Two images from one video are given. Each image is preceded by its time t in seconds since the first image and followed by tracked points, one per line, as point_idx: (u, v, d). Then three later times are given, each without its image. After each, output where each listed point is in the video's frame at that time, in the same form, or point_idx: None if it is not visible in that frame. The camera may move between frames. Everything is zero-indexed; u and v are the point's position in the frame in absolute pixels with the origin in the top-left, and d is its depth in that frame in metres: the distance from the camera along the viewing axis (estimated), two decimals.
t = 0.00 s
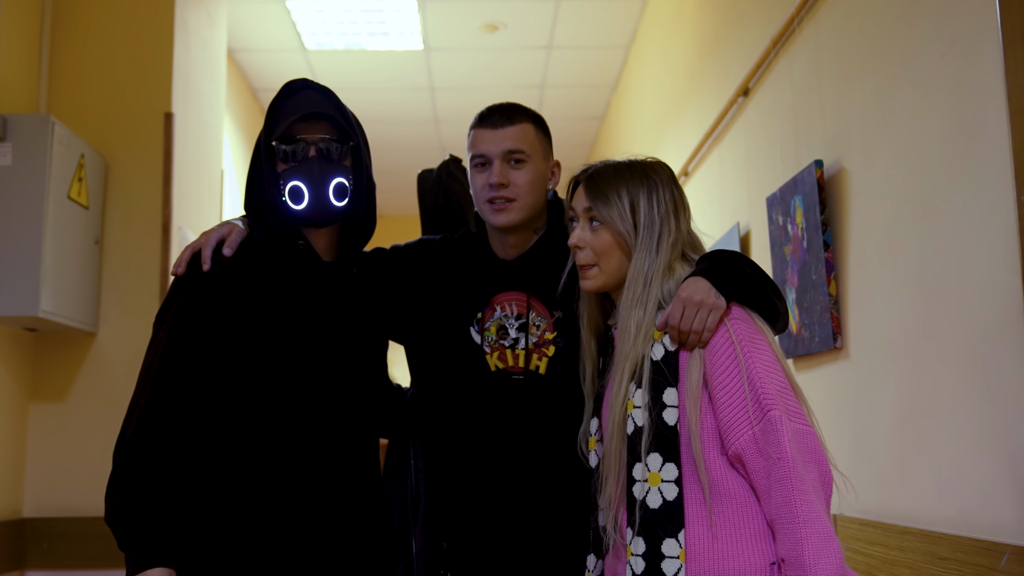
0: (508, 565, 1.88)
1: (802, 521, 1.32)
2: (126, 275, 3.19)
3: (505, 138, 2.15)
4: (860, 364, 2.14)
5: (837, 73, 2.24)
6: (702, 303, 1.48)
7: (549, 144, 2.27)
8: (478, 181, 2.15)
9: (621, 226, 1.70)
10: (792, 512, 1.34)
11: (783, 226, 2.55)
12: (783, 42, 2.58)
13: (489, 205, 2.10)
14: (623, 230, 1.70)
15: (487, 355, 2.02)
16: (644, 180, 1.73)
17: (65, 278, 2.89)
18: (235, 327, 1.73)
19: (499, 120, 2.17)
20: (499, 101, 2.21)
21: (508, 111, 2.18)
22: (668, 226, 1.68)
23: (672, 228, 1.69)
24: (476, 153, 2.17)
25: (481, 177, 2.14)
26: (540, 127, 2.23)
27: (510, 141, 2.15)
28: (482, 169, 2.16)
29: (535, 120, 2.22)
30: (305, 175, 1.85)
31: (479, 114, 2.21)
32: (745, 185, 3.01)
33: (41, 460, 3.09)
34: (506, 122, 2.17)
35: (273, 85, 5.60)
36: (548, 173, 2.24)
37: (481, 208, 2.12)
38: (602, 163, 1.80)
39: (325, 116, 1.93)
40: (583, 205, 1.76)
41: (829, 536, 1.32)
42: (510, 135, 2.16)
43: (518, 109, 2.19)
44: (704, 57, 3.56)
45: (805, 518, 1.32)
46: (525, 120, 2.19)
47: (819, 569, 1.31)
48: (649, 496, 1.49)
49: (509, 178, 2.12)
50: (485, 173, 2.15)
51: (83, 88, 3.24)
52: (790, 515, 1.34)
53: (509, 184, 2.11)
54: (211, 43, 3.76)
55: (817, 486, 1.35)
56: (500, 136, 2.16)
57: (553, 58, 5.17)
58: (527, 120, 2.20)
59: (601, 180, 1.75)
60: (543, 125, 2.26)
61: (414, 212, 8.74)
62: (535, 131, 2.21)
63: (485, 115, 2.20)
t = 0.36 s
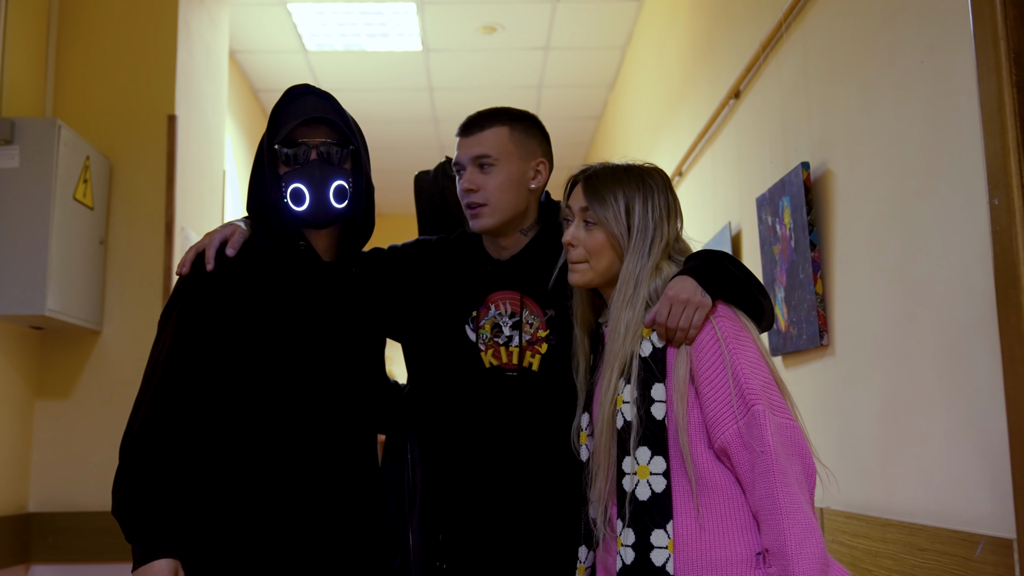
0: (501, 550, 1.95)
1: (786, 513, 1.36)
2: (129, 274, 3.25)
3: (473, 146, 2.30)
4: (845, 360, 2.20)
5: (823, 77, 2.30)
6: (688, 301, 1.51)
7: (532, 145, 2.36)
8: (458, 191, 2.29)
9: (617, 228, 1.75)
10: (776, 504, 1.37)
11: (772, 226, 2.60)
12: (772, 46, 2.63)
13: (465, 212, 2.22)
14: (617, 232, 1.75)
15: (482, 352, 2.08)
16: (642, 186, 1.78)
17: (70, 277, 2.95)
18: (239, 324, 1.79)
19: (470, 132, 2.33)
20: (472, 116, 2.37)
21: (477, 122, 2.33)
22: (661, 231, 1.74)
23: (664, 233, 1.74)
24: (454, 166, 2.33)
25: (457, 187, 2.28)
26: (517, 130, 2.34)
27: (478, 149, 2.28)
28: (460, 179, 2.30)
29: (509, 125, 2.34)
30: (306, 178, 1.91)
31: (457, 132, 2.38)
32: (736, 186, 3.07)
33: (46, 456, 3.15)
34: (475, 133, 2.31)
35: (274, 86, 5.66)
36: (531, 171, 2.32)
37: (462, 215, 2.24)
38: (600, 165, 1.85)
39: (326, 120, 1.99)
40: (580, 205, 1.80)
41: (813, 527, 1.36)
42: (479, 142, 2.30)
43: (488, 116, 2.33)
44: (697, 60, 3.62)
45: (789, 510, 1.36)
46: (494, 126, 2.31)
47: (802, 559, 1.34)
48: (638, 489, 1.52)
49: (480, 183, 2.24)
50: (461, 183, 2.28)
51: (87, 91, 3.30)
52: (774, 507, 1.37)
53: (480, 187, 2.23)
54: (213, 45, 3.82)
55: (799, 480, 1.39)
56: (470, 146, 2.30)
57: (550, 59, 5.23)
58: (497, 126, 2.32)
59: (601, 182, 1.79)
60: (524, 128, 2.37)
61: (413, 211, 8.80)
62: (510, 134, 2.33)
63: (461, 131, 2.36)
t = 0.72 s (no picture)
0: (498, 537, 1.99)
1: (774, 500, 1.40)
2: (132, 266, 3.29)
3: (462, 144, 2.35)
4: (835, 352, 2.24)
5: (815, 73, 2.33)
6: (682, 293, 1.54)
7: (525, 140, 2.39)
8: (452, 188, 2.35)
9: (624, 222, 1.76)
10: (765, 491, 1.41)
11: (765, 219, 2.64)
12: (767, 42, 2.67)
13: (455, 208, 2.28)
14: (625, 226, 1.76)
15: (478, 343, 2.11)
16: (647, 182, 1.80)
17: (74, 270, 3.00)
18: (241, 316, 1.83)
19: (461, 132, 2.39)
20: (465, 115, 2.43)
21: (467, 121, 2.39)
22: (665, 226, 1.77)
23: (667, 228, 1.77)
24: (448, 164, 2.39)
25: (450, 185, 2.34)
26: (507, 126, 2.38)
27: (466, 147, 2.34)
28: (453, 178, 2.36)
29: (499, 121, 2.38)
30: (310, 173, 1.95)
31: (452, 133, 2.44)
32: (731, 180, 3.11)
33: (52, 445, 3.20)
34: (465, 132, 2.37)
35: (275, 78, 5.69)
36: (523, 165, 2.34)
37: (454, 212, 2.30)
38: (604, 160, 1.87)
39: (329, 117, 2.03)
40: (587, 198, 1.81)
41: (800, 514, 1.39)
42: (469, 139, 2.35)
43: (477, 115, 2.38)
44: (694, 54, 3.65)
45: (778, 497, 1.39)
46: (483, 123, 2.36)
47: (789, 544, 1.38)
48: (631, 475, 1.56)
49: (468, 178, 2.29)
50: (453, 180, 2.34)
51: (90, 85, 3.34)
52: (763, 494, 1.41)
53: (469, 183, 2.28)
54: (214, 39, 3.85)
55: (788, 467, 1.42)
56: (460, 144, 2.36)
57: (550, 52, 5.26)
58: (487, 123, 2.37)
59: (609, 177, 1.81)
60: (516, 123, 2.40)
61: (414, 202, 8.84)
62: (499, 130, 2.36)
63: (455, 132, 2.43)
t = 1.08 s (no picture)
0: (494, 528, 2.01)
1: (766, 491, 1.41)
2: (134, 258, 3.31)
3: (457, 138, 2.36)
4: (831, 345, 2.25)
5: (812, 67, 2.34)
6: (676, 287, 1.55)
7: (519, 134, 2.40)
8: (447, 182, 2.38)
9: (622, 217, 1.78)
10: (757, 483, 1.42)
11: (763, 212, 2.65)
12: (765, 36, 2.67)
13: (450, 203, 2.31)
14: (623, 221, 1.78)
15: (477, 336, 2.13)
16: (645, 177, 1.81)
17: (76, 262, 3.02)
18: (240, 308, 1.85)
19: (456, 127, 2.40)
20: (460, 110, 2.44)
21: (462, 116, 2.40)
22: (662, 221, 1.78)
23: (665, 224, 1.78)
24: (445, 158, 2.41)
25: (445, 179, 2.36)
26: (502, 121, 2.39)
27: (460, 141, 2.36)
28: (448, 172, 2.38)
29: (494, 116, 2.39)
30: (365, 175, 2.03)
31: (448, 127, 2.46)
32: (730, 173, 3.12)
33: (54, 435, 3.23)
34: (460, 127, 2.39)
35: (277, 70, 5.70)
36: (516, 160, 2.35)
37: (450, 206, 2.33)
38: (602, 154, 1.87)
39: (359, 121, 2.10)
40: (585, 193, 1.82)
41: (792, 505, 1.40)
42: (464, 134, 2.36)
43: (472, 110, 2.39)
44: (693, 46, 3.66)
45: (770, 488, 1.41)
46: (477, 118, 2.37)
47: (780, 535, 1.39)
48: (625, 466, 1.56)
49: (462, 173, 2.31)
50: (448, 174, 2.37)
51: (92, 78, 3.36)
52: (755, 486, 1.42)
53: (462, 177, 2.30)
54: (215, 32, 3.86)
55: (780, 459, 1.43)
56: (454, 139, 2.38)
57: (551, 44, 5.26)
58: (481, 118, 2.38)
59: (607, 173, 1.82)
60: (512, 118, 2.41)
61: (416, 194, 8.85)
62: (495, 125, 2.37)
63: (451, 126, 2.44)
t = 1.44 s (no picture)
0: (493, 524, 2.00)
1: (764, 487, 1.39)
2: (134, 253, 3.30)
3: (455, 132, 2.35)
4: (832, 340, 2.24)
5: (813, 61, 2.32)
6: (673, 282, 1.53)
7: (518, 129, 2.39)
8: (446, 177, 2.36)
9: (619, 212, 1.76)
10: (755, 478, 1.40)
11: (764, 207, 2.64)
12: (767, 29, 2.65)
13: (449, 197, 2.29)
14: (620, 216, 1.76)
15: (476, 331, 2.11)
16: (643, 172, 1.80)
17: (75, 258, 3.01)
18: (237, 303, 1.84)
19: (454, 121, 2.39)
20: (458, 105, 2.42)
21: (460, 110, 2.39)
22: (660, 217, 1.77)
23: (663, 219, 1.77)
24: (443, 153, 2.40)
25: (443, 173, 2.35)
26: (500, 115, 2.37)
27: (458, 136, 2.34)
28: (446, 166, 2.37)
29: (492, 111, 2.37)
30: (359, 172, 2.00)
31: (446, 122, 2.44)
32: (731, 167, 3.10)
33: (54, 430, 3.23)
34: (457, 122, 2.37)
35: (278, 66, 5.69)
36: (514, 154, 2.34)
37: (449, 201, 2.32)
38: (600, 150, 1.87)
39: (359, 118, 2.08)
40: (582, 188, 1.81)
41: (789, 501, 1.39)
42: (461, 128, 2.35)
43: (470, 105, 2.38)
44: (695, 41, 3.64)
45: (768, 484, 1.39)
46: (474, 112, 2.36)
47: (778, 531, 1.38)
48: (622, 461, 1.56)
49: (461, 168, 2.30)
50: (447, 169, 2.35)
51: (91, 73, 3.36)
52: (753, 481, 1.40)
53: (462, 172, 2.29)
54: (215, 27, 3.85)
55: (778, 454, 1.42)
56: (452, 134, 2.36)
57: (553, 40, 5.24)
58: (479, 113, 2.36)
59: (604, 168, 1.81)
60: (510, 113, 2.39)
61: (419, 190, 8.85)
62: (493, 120, 2.36)
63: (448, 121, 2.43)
